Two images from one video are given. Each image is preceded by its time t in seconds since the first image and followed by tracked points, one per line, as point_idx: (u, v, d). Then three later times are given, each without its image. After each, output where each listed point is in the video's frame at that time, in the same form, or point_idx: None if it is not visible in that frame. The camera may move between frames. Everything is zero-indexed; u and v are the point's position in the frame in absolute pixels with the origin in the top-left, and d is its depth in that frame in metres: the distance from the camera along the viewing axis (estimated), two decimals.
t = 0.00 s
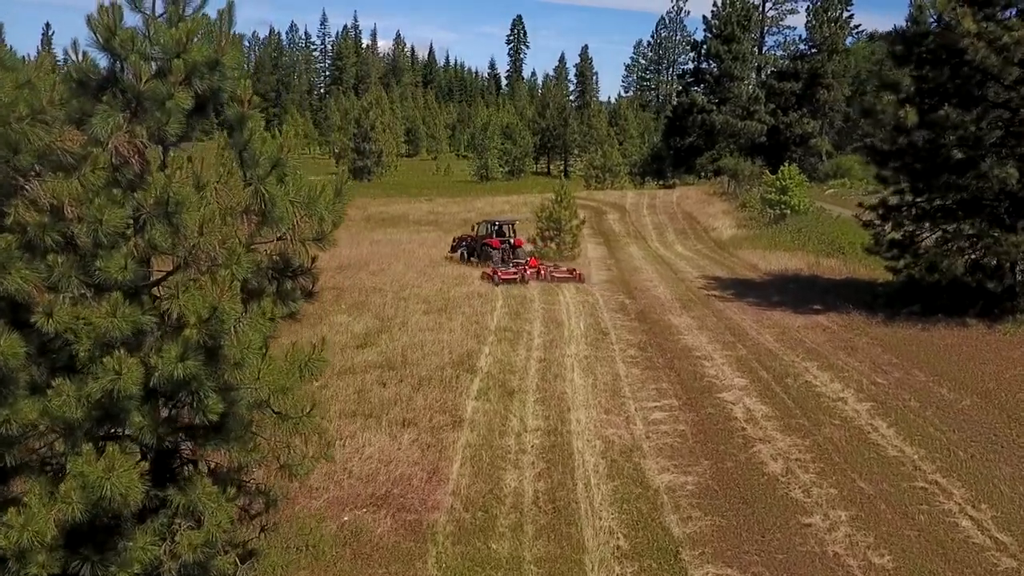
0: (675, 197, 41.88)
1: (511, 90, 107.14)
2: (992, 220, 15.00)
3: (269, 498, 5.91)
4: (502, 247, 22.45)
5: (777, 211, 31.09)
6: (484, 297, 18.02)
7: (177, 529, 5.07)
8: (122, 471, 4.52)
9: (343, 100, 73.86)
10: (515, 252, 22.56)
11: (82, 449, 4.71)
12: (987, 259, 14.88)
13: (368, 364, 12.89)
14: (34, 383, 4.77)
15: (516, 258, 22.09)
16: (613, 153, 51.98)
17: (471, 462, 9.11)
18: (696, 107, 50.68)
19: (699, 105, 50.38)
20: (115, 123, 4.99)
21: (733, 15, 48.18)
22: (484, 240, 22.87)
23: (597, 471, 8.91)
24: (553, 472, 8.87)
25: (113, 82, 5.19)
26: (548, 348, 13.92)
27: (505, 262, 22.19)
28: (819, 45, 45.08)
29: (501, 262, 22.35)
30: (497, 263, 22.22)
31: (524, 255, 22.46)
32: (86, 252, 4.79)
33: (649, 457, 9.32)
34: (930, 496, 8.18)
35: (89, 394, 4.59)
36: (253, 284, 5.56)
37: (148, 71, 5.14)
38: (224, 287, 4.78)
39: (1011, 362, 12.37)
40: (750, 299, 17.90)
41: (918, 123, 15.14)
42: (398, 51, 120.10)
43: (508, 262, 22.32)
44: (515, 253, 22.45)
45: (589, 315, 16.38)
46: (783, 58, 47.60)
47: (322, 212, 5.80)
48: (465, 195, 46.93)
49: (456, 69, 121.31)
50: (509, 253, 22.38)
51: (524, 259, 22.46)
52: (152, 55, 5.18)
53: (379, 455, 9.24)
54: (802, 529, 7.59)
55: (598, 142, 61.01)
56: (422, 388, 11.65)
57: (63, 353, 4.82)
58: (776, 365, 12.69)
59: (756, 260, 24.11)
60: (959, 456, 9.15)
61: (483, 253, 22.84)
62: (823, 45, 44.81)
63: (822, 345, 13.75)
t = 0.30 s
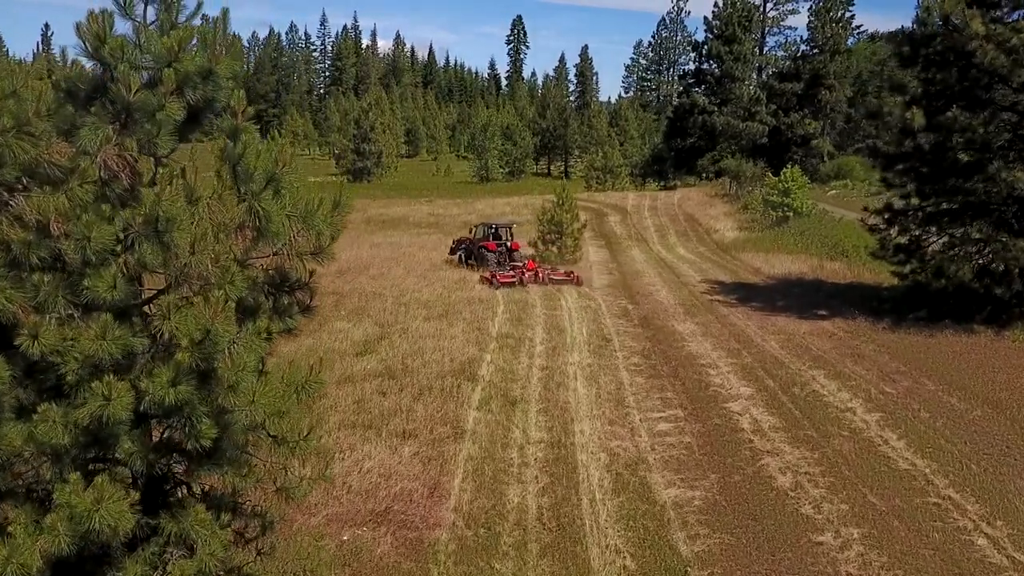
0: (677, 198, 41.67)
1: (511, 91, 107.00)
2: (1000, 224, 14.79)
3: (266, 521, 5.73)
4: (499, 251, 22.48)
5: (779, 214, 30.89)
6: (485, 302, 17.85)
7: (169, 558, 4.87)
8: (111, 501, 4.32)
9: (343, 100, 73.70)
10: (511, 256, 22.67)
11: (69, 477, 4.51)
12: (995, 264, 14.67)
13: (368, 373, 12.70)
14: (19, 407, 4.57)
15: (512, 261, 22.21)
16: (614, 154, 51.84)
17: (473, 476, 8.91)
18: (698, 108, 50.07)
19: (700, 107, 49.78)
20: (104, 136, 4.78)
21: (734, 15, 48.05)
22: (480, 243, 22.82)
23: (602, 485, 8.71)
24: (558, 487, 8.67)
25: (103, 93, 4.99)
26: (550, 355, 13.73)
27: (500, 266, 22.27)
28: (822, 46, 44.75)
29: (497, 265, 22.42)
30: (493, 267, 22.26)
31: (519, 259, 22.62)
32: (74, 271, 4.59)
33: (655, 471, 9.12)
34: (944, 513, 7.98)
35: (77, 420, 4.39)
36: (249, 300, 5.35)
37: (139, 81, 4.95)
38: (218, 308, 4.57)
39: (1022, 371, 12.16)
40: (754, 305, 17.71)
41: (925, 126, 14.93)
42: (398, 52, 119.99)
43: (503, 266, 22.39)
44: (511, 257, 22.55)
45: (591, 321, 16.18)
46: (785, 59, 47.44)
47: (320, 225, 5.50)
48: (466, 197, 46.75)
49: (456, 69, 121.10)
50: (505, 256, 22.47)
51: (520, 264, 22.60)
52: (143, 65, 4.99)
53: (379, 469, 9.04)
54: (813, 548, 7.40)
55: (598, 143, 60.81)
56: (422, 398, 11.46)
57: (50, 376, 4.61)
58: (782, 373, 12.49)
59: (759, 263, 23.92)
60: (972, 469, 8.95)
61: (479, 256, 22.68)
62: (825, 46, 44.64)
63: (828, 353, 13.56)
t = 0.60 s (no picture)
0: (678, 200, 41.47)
1: (511, 91, 106.85)
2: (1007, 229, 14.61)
3: (261, 543, 5.61)
4: (494, 253, 22.33)
5: (781, 216, 30.69)
6: (485, 307, 17.67)
7: None
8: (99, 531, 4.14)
9: (343, 101, 73.50)
10: (507, 258, 22.55)
11: (56, 505, 4.33)
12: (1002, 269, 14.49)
13: (367, 381, 12.52)
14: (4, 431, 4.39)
15: (508, 264, 22.09)
16: (615, 155, 51.55)
17: (475, 490, 8.73)
18: (698, 109, 48.98)
19: (700, 108, 48.68)
20: (93, 149, 4.60)
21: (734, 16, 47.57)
22: (474, 245, 22.62)
23: (607, 499, 8.54)
24: (561, 501, 8.50)
25: (91, 103, 4.79)
26: (552, 362, 13.55)
27: (496, 268, 22.19)
28: (822, 47, 45.12)
29: (493, 268, 22.34)
30: (489, 269, 22.20)
31: (516, 261, 22.49)
32: (62, 289, 4.41)
33: (659, 483, 8.95)
34: (956, 529, 7.81)
35: (64, 446, 4.21)
36: (245, 316, 5.32)
37: (129, 92, 4.78)
38: (209, 329, 4.42)
39: None
40: (757, 310, 17.54)
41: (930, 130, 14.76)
42: (397, 52, 119.81)
43: (499, 269, 22.31)
44: (507, 259, 22.42)
45: (593, 326, 16.00)
46: (785, 59, 47.32)
47: (318, 240, 5.31)
48: (466, 198, 46.54)
49: (456, 70, 120.77)
50: (501, 259, 22.36)
51: (516, 266, 22.49)
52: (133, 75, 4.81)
53: (378, 482, 8.86)
54: (823, 566, 7.23)
55: (599, 144, 60.65)
56: (423, 407, 11.29)
57: (35, 398, 4.42)
58: (787, 382, 12.31)
59: (761, 267, 23.74)
60: (983, 482, 8.78)
61: (474, 258, 22.47)
62: (827, 47, 44.88)
63: (834, 360, 13.38)
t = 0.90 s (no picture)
0: (679, 201, 41.33)
1: (512, 92, 106.72)
2: (1014, 234, 14.41)
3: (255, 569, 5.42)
4: (490, 256, 22.21)
5: (783, 218, 30.47)
6: (486, 312, 17.50)
7: None
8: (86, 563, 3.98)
9: (343, 102, 73.30)
10: (504, 261, 22.38)
11: (39, 536, 4.15)
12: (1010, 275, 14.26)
13: (367, 390, 12.34)
14: None
15: (504, 267, 21.92)
16: (615, 156, 51.22)
17: (476, 505, 8.55)
18: (699, 111, 48.59)
19: (701, 109, 48.40)
20: (80, 164, 4.40)
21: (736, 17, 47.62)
22: (470, 249, 22.57)
23: (611, 514, 8.36)
24: (564, 516, 8.32)
25: (76, 115, 4.58)
26: (553, 370, 13.37)
27: (492, 272, 22.10)
28: (823, 48, 44.91)
29: (489, 271, 22.25)
30: (485, 273, 22.11)
31: (512, 264, 22.31)
32: (47, 310, 4.24)
33: (664, 497, 8.78)
34: (969, 546, 7.63)
35: (47, 475, 4.02)
36: (239, 335, 5.20)
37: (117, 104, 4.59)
38: (198, 352, 4.22)
39: None
40: (760, 315, 17.37)
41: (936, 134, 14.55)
42: (398, 53, 119.73)
43: (496, 272, 22.20)
44: (503, 262, 22.25)
45: (595, 333, 15.81)
46: (786, 60, 47.17)
47: (314, 257, 5.11)
48: (466, 200, 46.41)
49: (456, 70, 120.46)
50: (497, 262, 22.21)
51: (513, 269, 22.32)
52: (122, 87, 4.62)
53: (377, 496, 8.69)
54: None
55: (599, 145, 60.54)
56: (423, 417, 11.12)
57: (19, 424, 4.24)
58: (793, 390, 12.13)
59: (764, 270, 23.58)
60: (994, 497, 8.60)
61: (471, 262, 22.46)
62: (828, 48, 44.65)
63: (839, 368, 13.19)
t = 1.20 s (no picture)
0: (680, 203, 41.13)
1: (512, 92, 106.48)
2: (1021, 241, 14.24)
3: None
4: (486, 259, 22.09)
5: (786, 221, 30.03)
6: (486, 318, 17.32)
7: None
8: None
9: (342, 104, 73.06)
10: (501, 264, 22.25)
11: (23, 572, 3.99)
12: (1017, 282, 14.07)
13: (365, 400, 12.16)
14: None
15: (500, 270, 21.78)
16: (615, 158, 50.64)
17: (477, 522, 8.37)
18: (700, 112, 47.63)
19: (702, 109, 47.36)
20: (65, 183, 4.22)
21: (737, 17, 46.91)
22: (467, 252, 22.47)
23: (615, 532, 8.18)
24: (567, 534, 8.15)
25: (62, 131, 4.40)
26: (555, 379, 13.18)
27: (488, 275, 22.00)
28: (824, 49, 44.49)
29: (485, 274, 22.14)
30: (480, 276, 22.01)
31: (509, 267, 22.14)
32: (30, 337, 4.06)
33: (668, 513, 8.61)
34: (982, 566, 7.46)
35: (29, 511, 3.85)
36: (232, 357, 5.09)
37: (104, 120, 4.42)
38: (186, 384, 4.03)
39: None
40: (763, 321, 17.19)
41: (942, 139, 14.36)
42: (398, 54, 119.49)
43: (492, 275, 22.09)
44: (500, 265, 22.09)
45: (596, 340, 15.62)
46: (786, 61, 46.92)
47: (309, 277, 4.92)
48: (466, 202, 46.19)
49: (455, 70, 120.16)
50: (493, 265, 22.06)
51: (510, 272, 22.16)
52: (109, 103, 4.46)
53: (375, 513, 8.52)
54: None
55: (599, 146, 60.32)
56: (422, 429, 10.94)
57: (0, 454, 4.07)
58: (798, 400, 11.95)
59: (766, 274, 23.40)
60: (1006, 513, 8.43)
61: (467, 265, 22.37)
62: (829, 48, 44.21)
63: (845, 377, 13.01)
